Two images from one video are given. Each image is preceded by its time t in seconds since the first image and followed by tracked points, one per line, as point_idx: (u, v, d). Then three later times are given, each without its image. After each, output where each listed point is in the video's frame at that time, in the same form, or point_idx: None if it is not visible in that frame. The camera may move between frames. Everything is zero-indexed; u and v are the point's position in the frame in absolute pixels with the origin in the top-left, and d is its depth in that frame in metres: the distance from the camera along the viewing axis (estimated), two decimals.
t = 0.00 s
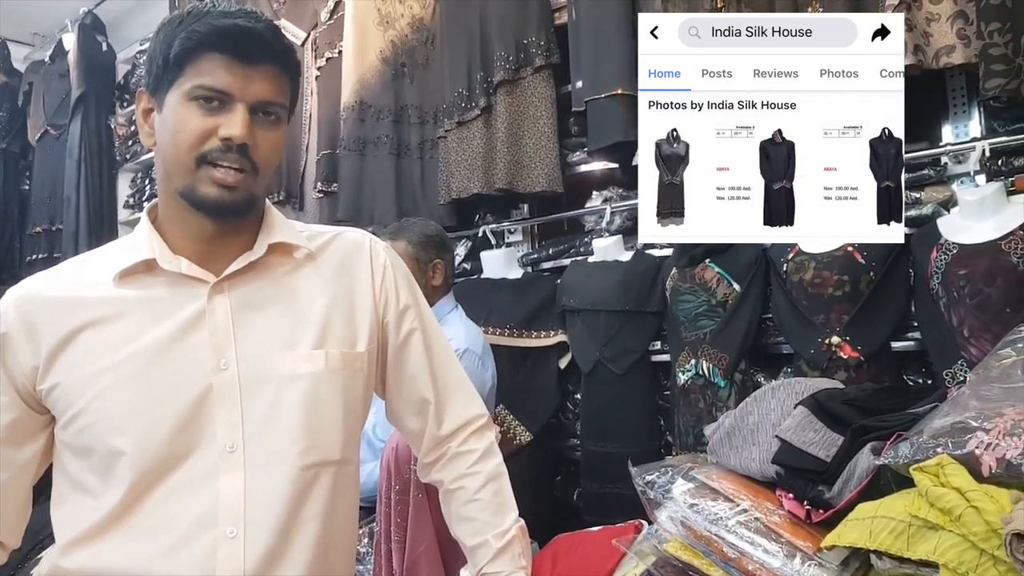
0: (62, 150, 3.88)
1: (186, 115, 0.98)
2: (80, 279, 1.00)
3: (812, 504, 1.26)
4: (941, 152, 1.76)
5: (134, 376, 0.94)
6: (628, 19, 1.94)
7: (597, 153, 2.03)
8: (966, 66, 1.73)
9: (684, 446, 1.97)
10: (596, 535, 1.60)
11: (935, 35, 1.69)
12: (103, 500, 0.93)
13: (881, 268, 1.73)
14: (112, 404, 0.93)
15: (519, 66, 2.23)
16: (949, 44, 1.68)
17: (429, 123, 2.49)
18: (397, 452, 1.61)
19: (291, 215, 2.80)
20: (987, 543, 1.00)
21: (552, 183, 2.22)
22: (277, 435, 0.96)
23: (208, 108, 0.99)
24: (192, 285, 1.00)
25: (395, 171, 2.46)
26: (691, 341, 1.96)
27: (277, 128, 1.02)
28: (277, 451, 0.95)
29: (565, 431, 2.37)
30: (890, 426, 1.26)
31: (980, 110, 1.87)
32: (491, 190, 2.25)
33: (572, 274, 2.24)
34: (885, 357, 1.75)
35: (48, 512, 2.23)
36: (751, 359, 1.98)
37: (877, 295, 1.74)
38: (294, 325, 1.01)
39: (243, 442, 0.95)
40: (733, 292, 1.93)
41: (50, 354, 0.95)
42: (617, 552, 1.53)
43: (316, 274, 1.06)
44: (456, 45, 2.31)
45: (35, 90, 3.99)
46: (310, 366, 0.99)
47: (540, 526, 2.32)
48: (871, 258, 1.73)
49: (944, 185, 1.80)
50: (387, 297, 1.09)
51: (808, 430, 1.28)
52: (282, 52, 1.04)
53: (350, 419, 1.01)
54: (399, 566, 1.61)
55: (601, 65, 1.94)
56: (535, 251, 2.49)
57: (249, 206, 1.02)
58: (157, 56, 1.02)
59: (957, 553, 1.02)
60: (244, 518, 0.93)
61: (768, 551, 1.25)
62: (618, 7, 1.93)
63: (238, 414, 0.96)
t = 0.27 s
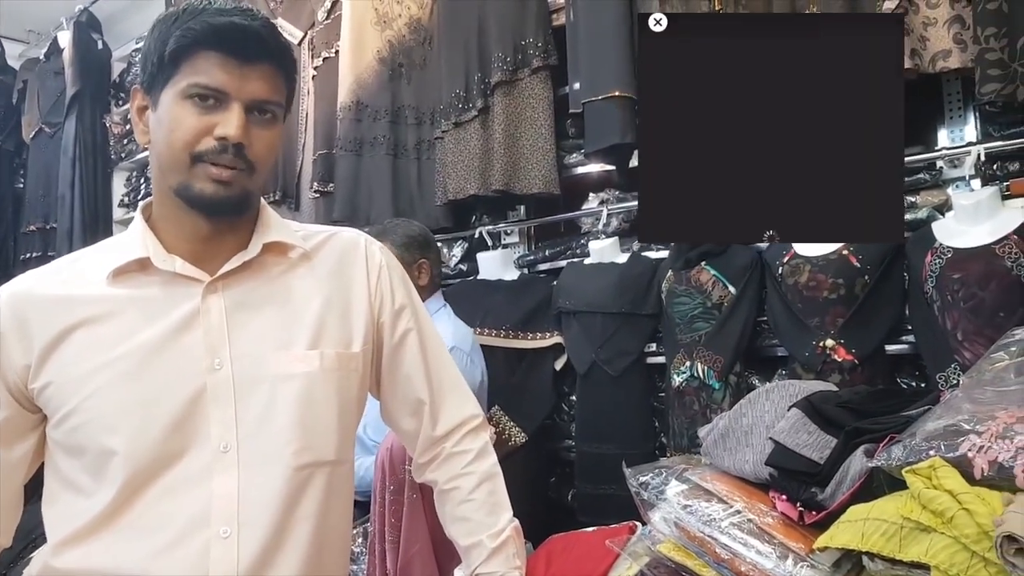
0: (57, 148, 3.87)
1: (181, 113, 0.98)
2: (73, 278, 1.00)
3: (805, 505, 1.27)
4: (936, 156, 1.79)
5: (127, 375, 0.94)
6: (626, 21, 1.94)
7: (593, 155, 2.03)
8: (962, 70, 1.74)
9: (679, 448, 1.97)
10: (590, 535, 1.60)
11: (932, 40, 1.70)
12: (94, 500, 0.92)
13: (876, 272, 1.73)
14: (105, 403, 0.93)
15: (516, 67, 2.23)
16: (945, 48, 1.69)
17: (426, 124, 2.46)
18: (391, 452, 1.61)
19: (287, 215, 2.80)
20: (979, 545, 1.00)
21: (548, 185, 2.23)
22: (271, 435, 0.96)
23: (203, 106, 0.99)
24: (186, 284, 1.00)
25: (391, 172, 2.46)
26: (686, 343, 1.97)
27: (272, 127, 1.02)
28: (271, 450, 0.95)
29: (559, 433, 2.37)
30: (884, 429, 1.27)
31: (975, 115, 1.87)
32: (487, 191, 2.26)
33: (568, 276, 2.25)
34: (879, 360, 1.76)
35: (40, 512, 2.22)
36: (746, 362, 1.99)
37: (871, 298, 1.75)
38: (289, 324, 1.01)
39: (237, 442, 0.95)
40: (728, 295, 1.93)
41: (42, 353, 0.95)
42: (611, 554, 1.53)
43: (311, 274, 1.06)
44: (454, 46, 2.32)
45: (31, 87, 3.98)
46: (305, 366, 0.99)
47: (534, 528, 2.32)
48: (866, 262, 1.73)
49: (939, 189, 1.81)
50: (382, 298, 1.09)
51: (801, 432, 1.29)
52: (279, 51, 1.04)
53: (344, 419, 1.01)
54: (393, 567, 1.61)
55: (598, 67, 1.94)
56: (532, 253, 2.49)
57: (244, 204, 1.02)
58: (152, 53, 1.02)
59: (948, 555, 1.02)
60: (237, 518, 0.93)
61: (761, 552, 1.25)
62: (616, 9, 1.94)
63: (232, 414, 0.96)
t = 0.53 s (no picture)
0: (53, 145, 3.86)
1: (175, 112, 0.97)
2: (70, 276, 0.99)
3: (799, 506, 1.26)
4: (931, 157, 1.79)
5: (122, 374, 0.93)
6: (622, 21, 1.94)
7: (589, 154, 2.03)
8: (958, 71, 1.74)
9: (674, 447, 1.97)
10: (585, 535, 1.60)
11: (927, 41, 1.70)
12: (89, 499, 0.92)
13: (872, 272, 1.73)
14: (100, 402, 0.92)
15: (512, 66, 2.23)
16: (941, 49, 1.68)
17: (422, 122, 2.47)
18: (385, 451, 1.60)
19: (283, 213, 2.79)
20: (973, 547, 1.00)
21: (543, 184, 2.21)
22: (266, 434, 0.95)
23: (198, 105, 0.98)
24: (182, 283, 1.00)
25: (387, 170, 2.45)
26: (682, 343, 1.97)
27: (266, 125, 1.02)
28: (266, 449, 0.95)
29: (554, 432, 2.37)
30: (878, 429, 1.26)
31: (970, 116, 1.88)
32: (482, 190, 2.25)
33: (563, 275, 2.24)
34: (874, 359, 1.75)
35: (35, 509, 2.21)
36: (741, 362, 1.99)
37: (866, 298, 1.74)
38: (283, 323, 1.01)
39: (232, 442, 0.95)
40: (723, 295, 1.93)
41: (37, 351, 0.94)
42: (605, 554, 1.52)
43: (306, 273, 1.06)
44: (450, 45, 2.31)
45: (27, 84, 3.97)
46: (300, 365, 0.98)
47: (529, 526, 2.31)
48: (862, 261, 1.73)
49: (934, 190, 1.82)
50: (377, 297, 1.08)
51: (796, 433, 1.28)
52: (273, 48, 1.03)
53: (339, 418, 1.01)
54: (387, 566, 1.60)
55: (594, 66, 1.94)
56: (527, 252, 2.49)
57: (239, 203, 1.02)
58: (145, 51, 1.01)
59: (943, 556, 1.02)
60: (232, 517, 0.92)
61: (755, 553, 1.25)
62: (613, 9, 1.93)
63: (228, 412, 0.95)
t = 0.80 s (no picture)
0: (57, 145, 3.86)
1: (192, 107, 0.97)
2: (74, 270, 0.99)
3: (801, 507, 1.25)
4: (936, 157, 1.78)
5: (125, 369, 0.93)
6: (625, 21, 1.94)
7: (592, 154, 2.02)
8: (962, 72, 1.73)
9: (675, 449, 1.97)
10: (587, 535, 1.59)
11: (932, 41, 1.69)
12: (91, 494, 0.91)
13: (875, 273, 1.72)
14: (103, 397, 0.92)
15: (514, 66, 2.22)
16: (945, 49, 1.68)
17: (424, 122, 2.46)
18: (387, 451, 1.60)
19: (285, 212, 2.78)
20: (978, 549, 0.99)
21: (545, 184, 2.21)
22: (269, 431, 0.95)
23: (214, 100, 0.98)
24: (187, 279, 0.99)
25: (389, 170, 2.45)
26: (684, 343, 1.96)
27: (280, 121, 1.02)
28: (269, 446, 0.94)
29: (556, 433, 2.36)
30: (882, 430, 1.26)
31: (975, 116, 1.87)
32: (484, 190, 2.25)
33: (565, 275, 2.24)
34: (877, 360, 1.74)
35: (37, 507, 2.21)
36: (744, 363, 1.98)
37: (870, 300, 1.74)
38: (287, 320, 1.00)
39: (235, 438, 0.94)
40: (726, 295, 1.92)
41: (41, 345, 0.94)
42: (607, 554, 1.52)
43: (309, 270, 1.05)
44: (452, 45, 2.31)
45: (31, 84, 3.98)
46: (304, 362, 0.98)
47: (530, 527, 2.31)
48: (865, 262, 1.72)
49: (939, 191, 1.80)
50: (380, 295, 1.08)
51: (799, 434, 1.28)
52: (286, 44, 1.04)
53: (342, 416, 1.00)
54: (388, 566, 1.59)
55: (597, 66, 1.94)
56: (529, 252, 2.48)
57: (252, 199, 1.02)
58: (158, 48, 1.00)
59: (947, 558, 1.02)
60: (234, 514, 0.92)
61: (758, 554, 1.24)
62: (615, 9, 1.93)
63: (232, 408, 0.95)
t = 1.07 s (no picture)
0: (66, 124, 3.87)
1: (184, 91, 0.99)
2: (93, 258, 1.00)
3: (806, 492, 1.28)
4: (947, 138, 1.77)
5: (146, 357, 0.95)
6: None
7: (601, 135, 2.02)
8: (975, 51, 1.72)
9: (683, 428, 1.99)
10: (594, 516, 1.64)
11: (945, 20, 1.67)
12: (115, 480, 0.94)
13: (884, 255, 1.73)
14: (126, 385, 0.94)
15: (524, 44, 2.22)
16: (959, 29, 1.64)
17: (433, 101, 2.46)
18: (398, 432, 1.63)
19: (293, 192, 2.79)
20: (977, 535, 1.01)
21: (554, 164, 2.22)
22: (288, 417, 0.97)
23: (203, 82, 0.99)
24: (206, 267, 1.01)
25: (398, 149, 2.46)
26: (692, 324, 1.98)
27: (274, 99, 1.02)
28: (287, 432, 0.97)
29: (565, 411, 2.39)
30: (888, 417, 1.27)
31: (988, 97, 1.86)
32: (495, 172, 2.25)
33: (574, 255, 2.25)
34: (886, 342, 1.75)
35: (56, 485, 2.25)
36: (753, 343, 1.99)
37: (879, 280, 1.74)
38: (304, 308, 1.02)
39: (256, 424, 0.97)
40: (736, 276, 1.93)
41: (63, 333, 0.96)
42: (614, 534, 1.56)
43: (324, 259, 1.07)
44: (460, 23, 2.30)
45: (39, 62, 3.98)
46: (322, 350, 1.00)
47: (540, 504, 2.34)
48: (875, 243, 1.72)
49: (950, 172, 1.78)
50: (394, 282, 1.09)
51: (805, 420, 1.30)
52: (283, 23, 1.03)
53: (358, 401, 1.03)
54: (400, 545, 1.63)
55: (606, 46, 1.93)
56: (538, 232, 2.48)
57: (251, 180, 1.01)
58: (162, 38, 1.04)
59: (945, 544, 1.04)
60: (256, 498, 0.94)
61: (762, 537, 1.27)
62: None
63: (252, 395, 0.97)
